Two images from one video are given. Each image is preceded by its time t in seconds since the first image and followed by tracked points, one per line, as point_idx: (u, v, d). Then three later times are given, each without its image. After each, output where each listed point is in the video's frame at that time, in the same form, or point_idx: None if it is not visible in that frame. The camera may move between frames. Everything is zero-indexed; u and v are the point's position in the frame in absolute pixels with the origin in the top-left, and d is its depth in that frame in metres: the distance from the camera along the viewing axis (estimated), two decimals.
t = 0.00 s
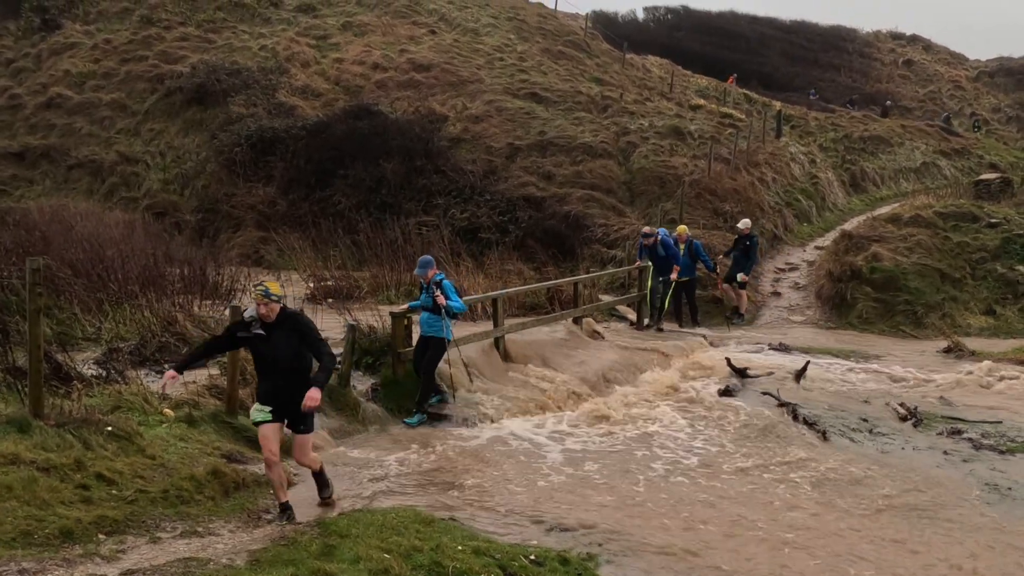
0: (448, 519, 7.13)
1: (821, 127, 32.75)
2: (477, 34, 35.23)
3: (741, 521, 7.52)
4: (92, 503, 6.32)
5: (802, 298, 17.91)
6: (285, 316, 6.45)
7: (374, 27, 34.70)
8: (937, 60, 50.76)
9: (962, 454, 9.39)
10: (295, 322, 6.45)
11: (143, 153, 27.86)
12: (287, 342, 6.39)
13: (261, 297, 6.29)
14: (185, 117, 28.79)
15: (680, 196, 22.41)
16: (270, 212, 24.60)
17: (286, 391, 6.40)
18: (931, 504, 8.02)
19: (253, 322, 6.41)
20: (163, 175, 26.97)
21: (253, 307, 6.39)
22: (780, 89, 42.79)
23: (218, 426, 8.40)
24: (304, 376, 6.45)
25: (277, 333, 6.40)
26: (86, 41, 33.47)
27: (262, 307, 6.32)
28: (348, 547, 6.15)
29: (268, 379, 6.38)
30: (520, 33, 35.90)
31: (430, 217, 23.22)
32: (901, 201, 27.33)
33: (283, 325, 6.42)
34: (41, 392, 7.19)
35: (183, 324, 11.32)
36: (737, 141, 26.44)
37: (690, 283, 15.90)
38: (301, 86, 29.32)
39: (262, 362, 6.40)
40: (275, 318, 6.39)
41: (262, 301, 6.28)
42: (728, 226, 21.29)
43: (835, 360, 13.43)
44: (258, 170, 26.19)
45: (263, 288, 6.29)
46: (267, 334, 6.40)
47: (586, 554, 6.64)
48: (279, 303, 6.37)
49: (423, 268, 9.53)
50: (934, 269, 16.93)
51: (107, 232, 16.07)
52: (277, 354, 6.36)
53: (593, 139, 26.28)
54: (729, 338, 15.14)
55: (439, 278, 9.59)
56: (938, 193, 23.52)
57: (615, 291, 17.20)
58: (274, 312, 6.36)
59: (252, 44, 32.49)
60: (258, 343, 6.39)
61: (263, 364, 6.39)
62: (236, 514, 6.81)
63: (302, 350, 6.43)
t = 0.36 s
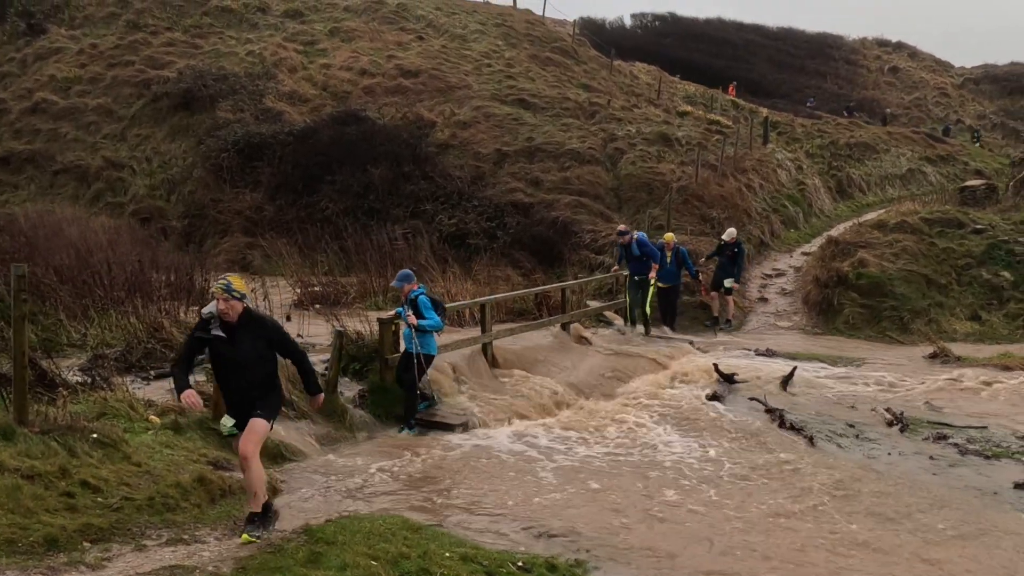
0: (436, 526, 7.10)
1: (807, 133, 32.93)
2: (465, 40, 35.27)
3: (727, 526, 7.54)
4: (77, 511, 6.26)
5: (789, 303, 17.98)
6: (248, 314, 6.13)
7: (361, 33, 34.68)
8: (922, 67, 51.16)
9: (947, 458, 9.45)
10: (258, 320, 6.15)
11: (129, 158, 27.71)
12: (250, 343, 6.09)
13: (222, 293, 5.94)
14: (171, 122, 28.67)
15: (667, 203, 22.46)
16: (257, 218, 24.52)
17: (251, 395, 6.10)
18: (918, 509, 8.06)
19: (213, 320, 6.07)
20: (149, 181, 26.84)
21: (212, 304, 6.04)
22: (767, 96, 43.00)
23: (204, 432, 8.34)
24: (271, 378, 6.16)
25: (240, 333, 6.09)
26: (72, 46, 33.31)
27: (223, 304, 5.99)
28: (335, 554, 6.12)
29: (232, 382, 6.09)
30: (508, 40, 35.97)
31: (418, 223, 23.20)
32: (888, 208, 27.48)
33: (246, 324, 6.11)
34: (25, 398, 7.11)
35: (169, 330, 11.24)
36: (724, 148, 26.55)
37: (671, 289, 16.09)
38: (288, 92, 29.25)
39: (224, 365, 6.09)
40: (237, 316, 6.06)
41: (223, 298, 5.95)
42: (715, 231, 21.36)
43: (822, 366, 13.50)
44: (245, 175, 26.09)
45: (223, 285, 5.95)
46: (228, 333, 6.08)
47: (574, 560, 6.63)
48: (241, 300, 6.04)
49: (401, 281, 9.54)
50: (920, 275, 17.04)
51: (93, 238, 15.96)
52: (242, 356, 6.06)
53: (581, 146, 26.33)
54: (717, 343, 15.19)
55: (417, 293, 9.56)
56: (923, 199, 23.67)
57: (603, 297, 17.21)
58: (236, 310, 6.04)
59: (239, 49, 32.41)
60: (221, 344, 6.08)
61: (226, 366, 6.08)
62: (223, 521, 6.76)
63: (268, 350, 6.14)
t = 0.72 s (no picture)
0: (416, 535, 7.02)
1: (787, 141, 33.17)
2: (446, 47, 35.26)
3: (703, 532, 7.53)
4: (53, 522, 6.14)
5: (769, 310, 18.06)
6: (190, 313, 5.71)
7: (342, 39, 34.58)
8: (900, 76, 51.75)
9: (926, 464, 9.49)
10: (199, 322, 5.71)
11: (107, 164, 27.43)
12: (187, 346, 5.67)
13: (157, 290, 5.58)
14: (150, 129, 28.42)
15: (648, 210, 22.51)
16: (237, 225, 24.35)
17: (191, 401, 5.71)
18: (897, 515, 8.08)
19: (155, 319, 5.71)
20: (127, 187, 26.58)
21: (153, 302, 5.70)
22: (747, 103, 43.29)
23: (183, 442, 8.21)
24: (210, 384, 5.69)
25: (180, 333, 5.69)
26: (49, 51, 32.97)
27: (160, 301, 5.62)
28: (314, 565, 6.04)
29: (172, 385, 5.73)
30: (488, 47, 35.99)
31: (398, 230, 23.12)
32: (866, 215, 27.72)
33: (187, 324, 5.70)
34: None
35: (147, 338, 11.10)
36: (704, 155, 26.68)
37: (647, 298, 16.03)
38: (268, 98, 29.08)
39: (168, 365, 5.76)
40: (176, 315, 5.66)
41: (158, 296, 5.58)
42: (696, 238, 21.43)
43: (801, 372, 13.55)
44: (224, 182, 25.90)
45: (158, 282, 5.58)
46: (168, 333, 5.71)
47: (555, 569, 6.57)
48: (179, 298, 5.64)
49: (376, 292, 9.44)
50: (898, 281, 17.16)
51: (70, 245, 15.76)
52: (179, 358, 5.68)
53: (561, 152, 26.36)
54: (697, 350, 15.22)
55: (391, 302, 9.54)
56: (901, 207, 23.87)
57: (585, 304, 17.21)
58: (174, 309, 5.64)
59: (218, 55, 32.22)
60: (163, 344, 5.75)
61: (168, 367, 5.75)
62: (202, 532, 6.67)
63: (205, 356, 5.69)
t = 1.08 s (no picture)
0: (392, 542, 6.96)
1: (760, 147, 33.45)
2: (421, 53, 35.19)
3: (679, 537, 7.53)
4: (23, 532, 6.01)
5: (744, 315, 18.16)
6: (77, 309, 5.02)
7: (317, 44, 34.40)
8: (872, 83, 52.40)
9: (898, 468, 9.56)
10: (89, 318, 5.01)
11: (78, 169, 27.05)
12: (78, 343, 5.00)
13: (39, 282, 4.91)
14: (122, 133, 28.07)
15: (623, 215, 22.57)
16: (210, 231, 24.11)
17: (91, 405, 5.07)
18: (871, 519, 8.13)
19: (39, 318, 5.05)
20: (99, 193, 26.23)
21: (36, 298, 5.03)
22: (722, 110, 43.61)
23: (156, 450, 8.06)
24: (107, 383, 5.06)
25: (66, 334, 5.01)
26: (19, 55, 32.48)
27: (43, 297, 4.95)
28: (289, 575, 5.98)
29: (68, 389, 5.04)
30: (463, 52, 35.98)
31: (373, 236, 23.03)
32: (839, 221, 27.99)
33: (73, 324, 5.01)
34: None
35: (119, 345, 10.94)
36: (679, 161, 26.82)
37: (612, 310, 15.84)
38: (242, 103, 28.84)
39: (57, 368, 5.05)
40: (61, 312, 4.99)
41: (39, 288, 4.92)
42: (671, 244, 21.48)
43: (775, 377, 13.64)
44: (198, 187, 25.64)
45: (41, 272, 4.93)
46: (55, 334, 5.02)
47: None
48: (64, 293, 4.96)
49: (344, 302, 9.01)
50: (870, 286, 17.33)
51: (39, 251, 15.49)
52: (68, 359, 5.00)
53: (537, 158, 26.37)
54: (673, 355, 15.26)
55: (362, 312, 9.10)
56: (873, 212, 24.14)
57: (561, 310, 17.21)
58: (60, 306, 4.97)
59: (191, 59, 31.92)
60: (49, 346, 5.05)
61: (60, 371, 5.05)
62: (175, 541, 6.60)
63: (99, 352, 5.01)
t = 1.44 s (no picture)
0: (365, 547, 6.89)
1: (732, 151, 33.72)
2: (393, 55, 35.04)
3: (650, 538, 7.55)
4: None
5: (717, 318, 18.25)
6: None
7: (288, 46, 34.12)
8: (841, 87, 53.04)
9: (868, 470, 9.64)
10: None
11: (44, 172, 26.59)
12: None
13: None
14: (89, 136, 27.64)
15: (596, 219, 22.61)
16: (180, 234, 23.81)
17: None
18: (842, 519, 8.19)
19: None
20: (66, 196, 25.79)
21: None
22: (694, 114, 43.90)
23: (125, 456, 7.90)
24: None
25: None
26: None
27: None
28: None
29: None
30: (436, 55, 35.90)
31: (346, 239, 22.89)
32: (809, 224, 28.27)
33: None
34: None
35: (86, 351, 10.74)
36: (651, 165, 26.94)
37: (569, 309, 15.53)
38: (212, 105, 28.53)
39: None
40: None
41: None
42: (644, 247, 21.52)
43: (746, 379, 13.72)
44: (167, 190, 25.32)
45: None
46: None
47: None
48: None
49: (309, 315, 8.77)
50: (840, 289, 17.51)
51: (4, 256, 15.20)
52: None
53: (509, 161, 26.34)
54: (647, 358, 15.29)
55: (324, 326, 8.89)
56: (843, 216, 24.39)
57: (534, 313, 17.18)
58: None
59: (160, 61, 31.52)
60: None
61: None
62: (144, 548, 6.52)
63: None
